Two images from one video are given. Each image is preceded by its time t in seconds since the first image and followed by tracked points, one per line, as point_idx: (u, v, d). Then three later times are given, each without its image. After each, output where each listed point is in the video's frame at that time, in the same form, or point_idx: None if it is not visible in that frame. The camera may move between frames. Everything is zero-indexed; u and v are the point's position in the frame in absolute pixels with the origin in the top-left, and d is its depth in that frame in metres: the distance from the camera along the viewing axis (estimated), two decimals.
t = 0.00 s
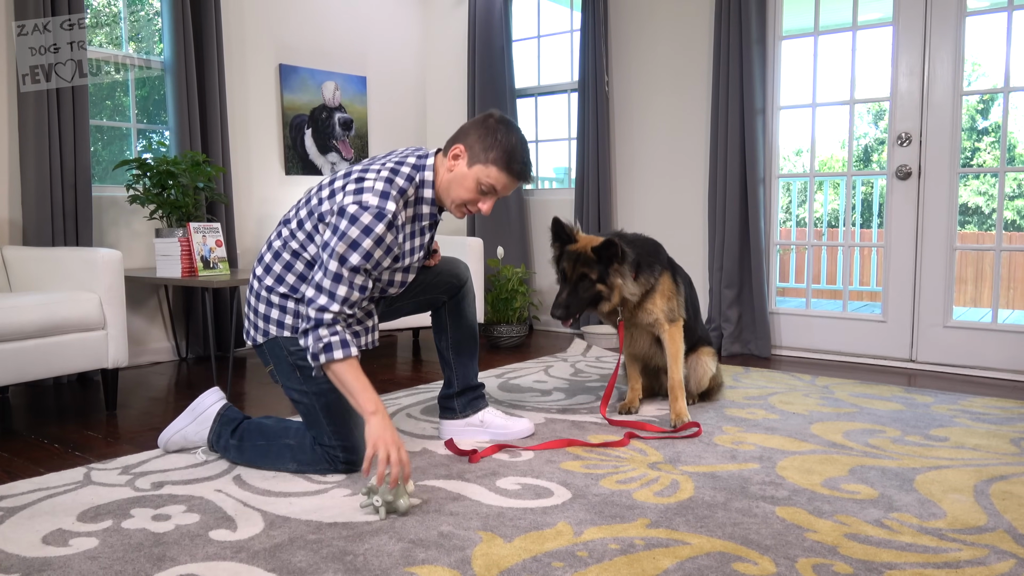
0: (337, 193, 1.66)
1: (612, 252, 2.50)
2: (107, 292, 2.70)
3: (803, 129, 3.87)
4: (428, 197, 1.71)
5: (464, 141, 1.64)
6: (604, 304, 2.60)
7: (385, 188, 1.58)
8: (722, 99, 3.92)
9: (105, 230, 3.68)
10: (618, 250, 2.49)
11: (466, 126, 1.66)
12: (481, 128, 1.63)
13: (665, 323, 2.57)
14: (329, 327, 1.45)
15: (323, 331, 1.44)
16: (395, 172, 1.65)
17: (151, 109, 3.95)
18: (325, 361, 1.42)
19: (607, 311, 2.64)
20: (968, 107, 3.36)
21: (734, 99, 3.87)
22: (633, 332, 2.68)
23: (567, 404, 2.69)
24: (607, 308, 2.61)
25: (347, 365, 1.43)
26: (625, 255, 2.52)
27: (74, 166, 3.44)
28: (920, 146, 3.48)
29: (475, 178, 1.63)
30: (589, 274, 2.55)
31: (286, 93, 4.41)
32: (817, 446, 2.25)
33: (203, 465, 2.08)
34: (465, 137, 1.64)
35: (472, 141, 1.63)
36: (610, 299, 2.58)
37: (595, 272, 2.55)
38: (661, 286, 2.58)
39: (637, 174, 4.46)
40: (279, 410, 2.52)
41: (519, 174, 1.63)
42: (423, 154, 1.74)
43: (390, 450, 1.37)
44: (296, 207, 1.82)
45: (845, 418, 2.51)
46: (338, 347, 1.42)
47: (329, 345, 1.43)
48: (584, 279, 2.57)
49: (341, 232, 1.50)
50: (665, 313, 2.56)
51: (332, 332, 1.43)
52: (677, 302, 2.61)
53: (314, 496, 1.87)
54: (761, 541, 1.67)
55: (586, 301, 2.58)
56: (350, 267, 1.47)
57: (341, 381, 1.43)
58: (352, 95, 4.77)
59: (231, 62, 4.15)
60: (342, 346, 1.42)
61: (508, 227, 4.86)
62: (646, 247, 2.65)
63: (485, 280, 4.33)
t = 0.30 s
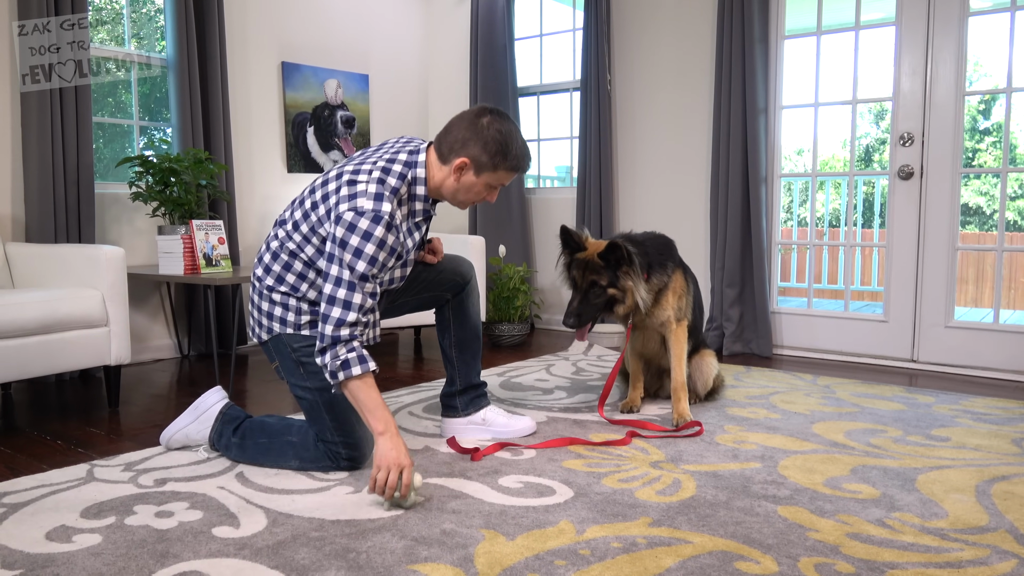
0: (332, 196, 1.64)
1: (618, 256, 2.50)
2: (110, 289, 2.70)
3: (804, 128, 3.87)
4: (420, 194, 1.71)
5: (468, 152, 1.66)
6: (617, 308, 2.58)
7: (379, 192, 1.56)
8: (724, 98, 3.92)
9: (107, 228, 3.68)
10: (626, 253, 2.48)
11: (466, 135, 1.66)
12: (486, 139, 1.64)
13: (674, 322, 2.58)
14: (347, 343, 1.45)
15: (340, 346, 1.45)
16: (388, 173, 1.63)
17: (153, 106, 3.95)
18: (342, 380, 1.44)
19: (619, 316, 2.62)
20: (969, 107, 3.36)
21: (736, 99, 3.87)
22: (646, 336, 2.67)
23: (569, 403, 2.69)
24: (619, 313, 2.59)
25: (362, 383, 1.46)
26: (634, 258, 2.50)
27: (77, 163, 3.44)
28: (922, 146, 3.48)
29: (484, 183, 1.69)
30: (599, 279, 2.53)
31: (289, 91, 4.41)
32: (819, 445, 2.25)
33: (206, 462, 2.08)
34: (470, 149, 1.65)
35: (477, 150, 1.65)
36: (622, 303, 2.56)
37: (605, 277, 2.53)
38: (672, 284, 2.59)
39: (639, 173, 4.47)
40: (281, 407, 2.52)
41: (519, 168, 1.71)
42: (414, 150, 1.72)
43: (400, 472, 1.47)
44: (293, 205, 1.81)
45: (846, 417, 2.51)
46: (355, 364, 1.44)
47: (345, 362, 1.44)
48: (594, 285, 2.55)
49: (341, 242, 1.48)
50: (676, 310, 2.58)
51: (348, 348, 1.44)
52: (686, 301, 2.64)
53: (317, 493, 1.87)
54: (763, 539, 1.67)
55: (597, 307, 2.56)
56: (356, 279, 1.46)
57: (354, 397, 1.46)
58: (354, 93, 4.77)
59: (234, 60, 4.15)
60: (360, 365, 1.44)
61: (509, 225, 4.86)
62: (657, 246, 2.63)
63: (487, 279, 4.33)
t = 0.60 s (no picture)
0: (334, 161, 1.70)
1: (641, 231, 2.49)
2: (112, 284, 2.70)
3: (808, 130, 3.87)
4: (419, 139, 1.77)
5: (460, 87, 1.70)
6: (625, 286, 2.54)
7: (377, 140, 1.64)
8: (728, 99, 3.91)
9: (110, 222, 3.68)
10: (645, 227, 2.48)
11: (454, 71, 1.70)
12: (474, 70, 1.69)
13: (680, 321, 2.57)
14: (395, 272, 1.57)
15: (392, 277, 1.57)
16: (382, 126, 1.70)
17: (156, 101, 3.95)
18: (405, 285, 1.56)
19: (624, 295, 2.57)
20: (973, 110, 3.36)
21: (740, 99, 3.87)
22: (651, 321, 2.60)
23: (570, 403, 2.69)
24: (628, 288, 2.54)
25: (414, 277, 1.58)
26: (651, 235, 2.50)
27: (80, 158, 3.44)
28: (925, 149, 3.48)
29: (481, 115, 1.76)
30: (615, 250, 2.49)
31: (292, 87, 4.40)
32: (820, 447, 2.25)
33: (207, 457, 2.08)
34: (461, 83, 1.70)
35: (468, 82, 1.70)
36: (629, 283, 2.53)
37: (620, 250, 2.49)
38: (681, 283, 2.60)
39: (642, 172, 4.46)
40: (283, 403, 2.52)
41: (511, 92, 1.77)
42: (401, 104, 1.79)
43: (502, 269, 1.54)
44: (294, 190, 1.84)
45: (847, 419, 2.51)
46: (401, 278, 1.57)
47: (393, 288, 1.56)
48: (608, 254, 2.50)
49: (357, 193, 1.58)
50: (682, 309, 2.58)
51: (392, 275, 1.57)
52: (692, 302, 2.64)
53: (317, 490, 1.87)
54: (763, 540, 1.67)
55: (608, 278, 2.49)
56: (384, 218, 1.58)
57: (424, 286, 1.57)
58: (357, 90, 4.76)
59: (237, 55, 4.15)
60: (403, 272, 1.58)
61: (511, 224, 4.86)
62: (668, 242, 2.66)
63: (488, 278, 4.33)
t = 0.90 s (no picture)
0: (332, 128, 1.74)
1: (654, 182, 2.63)
2: (110, 281, 2.70)
3: (807, 132, 3.87)
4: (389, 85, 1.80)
5: (418, 29, 1.75)
6: (634, 238, 2.61)
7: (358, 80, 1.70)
8: (728, 100, 3.92)
9: (109, 220, 3.68)
10: (659, 180, 2.63)
11: (410, 15, 1.75)
12: (429, 10, 1.74)
13: (675, 320, 2.58)
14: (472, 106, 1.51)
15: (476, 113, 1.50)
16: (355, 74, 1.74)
17: (156, 99, 3.96)
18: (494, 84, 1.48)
19: (632, 246, 2.61)
20: (972, 114, 3.36)
21: (740, 101, 3.87)
22: (659, 275, 2.59)
23: (567, 403, 2.69)
24: (638, 235, 2.61)
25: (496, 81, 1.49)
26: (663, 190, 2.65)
27: (80, 155, 3.44)
28: (924, 152, 3.48)
29: (443, 54, 1.80)
30: (630, 194, 2.62)
31: (292, 86, 4.41)
32: (816, 449, 2.26)
33: (204, 455, 2.09)
34: (418, 25, 1.75)
35: (428, 24, 1.75)
36: (637, 235, 2.61)
37: (635, 195, 2.62)
38: (679, 278, 2.62)
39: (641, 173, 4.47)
40: (280, 402, 2.53)
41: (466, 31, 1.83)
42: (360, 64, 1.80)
43: None
44: (297, 190, 1.87)
45: (844, 421, 2.52)
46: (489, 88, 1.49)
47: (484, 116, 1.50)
48: (622, 197, 2.61)
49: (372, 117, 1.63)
50: (679, 306, 2.59)
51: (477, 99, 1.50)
52: (689, 300, 2.65)
53: (314, 488, 1.87)
54: (758, 542, 1.68)
55: (620, 217, 2.59)
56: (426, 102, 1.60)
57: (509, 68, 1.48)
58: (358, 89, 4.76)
59: (238, 53, 4.15)
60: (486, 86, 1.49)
61: (510, 224, 4.86)
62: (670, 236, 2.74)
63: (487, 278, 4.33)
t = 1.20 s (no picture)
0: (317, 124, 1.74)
1: (660, 167, 2.69)
2: (99, 279, 2.68)
3: (799, 135, 3.89)
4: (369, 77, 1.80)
5: (391, 16, 1.77)
6: (635, 217, 2.67)
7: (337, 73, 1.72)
8: (721, 103, 3.93)
9: (99, 218, 3.67)
10: (665, 165, 2.69)
11: (381, 3, 1.77)
12: None
13: (663, 319, 2.57)
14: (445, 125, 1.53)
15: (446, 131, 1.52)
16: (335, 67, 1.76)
17: (149, 96, 3.94)
18: (473, 121, 1.51)
19: (632, 226, 2.66)
20: (963, 119, 3.38)
21: (732, 104, 3.88)
22: (659, 254, 2.62)
23: (558, 404, 2.69)
24: (639, 215, 2.66)
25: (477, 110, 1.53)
26: (669, 175, 2.71)
27: (70, 152, 3.42)
28: (915, 156, 3.50)
29: (419, 38, 1.82)
30: (635, 175, 2.67)
31: (285, 85, 4.40)
32: (805, 451, 2.26)
33: (192, 455, 2.08)
34: (391, 12, 1.77)
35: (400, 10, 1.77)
36: (639, 215, 2.67)
37: (640, 177, 2.68)
38: (669, 275, 2.62)
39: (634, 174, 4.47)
40: (270, 401, 2.52)
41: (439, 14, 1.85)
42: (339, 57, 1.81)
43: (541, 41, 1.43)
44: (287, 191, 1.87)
45: (833, 424, 2.53)
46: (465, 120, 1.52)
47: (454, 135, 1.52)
48: (627, 176, 2.67)
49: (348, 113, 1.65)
50: (667, 303, 2.58)
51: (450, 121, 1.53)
52: (677, 300, 2.65)
53: (303, 488, 1.87)
54: (747, 544, 1.68)
55: (624, 196, 2.65)
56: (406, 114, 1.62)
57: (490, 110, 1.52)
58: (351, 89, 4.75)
59: (231, 51, 4.13)
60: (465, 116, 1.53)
61: (503, 225, 4.87)
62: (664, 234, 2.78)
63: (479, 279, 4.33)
